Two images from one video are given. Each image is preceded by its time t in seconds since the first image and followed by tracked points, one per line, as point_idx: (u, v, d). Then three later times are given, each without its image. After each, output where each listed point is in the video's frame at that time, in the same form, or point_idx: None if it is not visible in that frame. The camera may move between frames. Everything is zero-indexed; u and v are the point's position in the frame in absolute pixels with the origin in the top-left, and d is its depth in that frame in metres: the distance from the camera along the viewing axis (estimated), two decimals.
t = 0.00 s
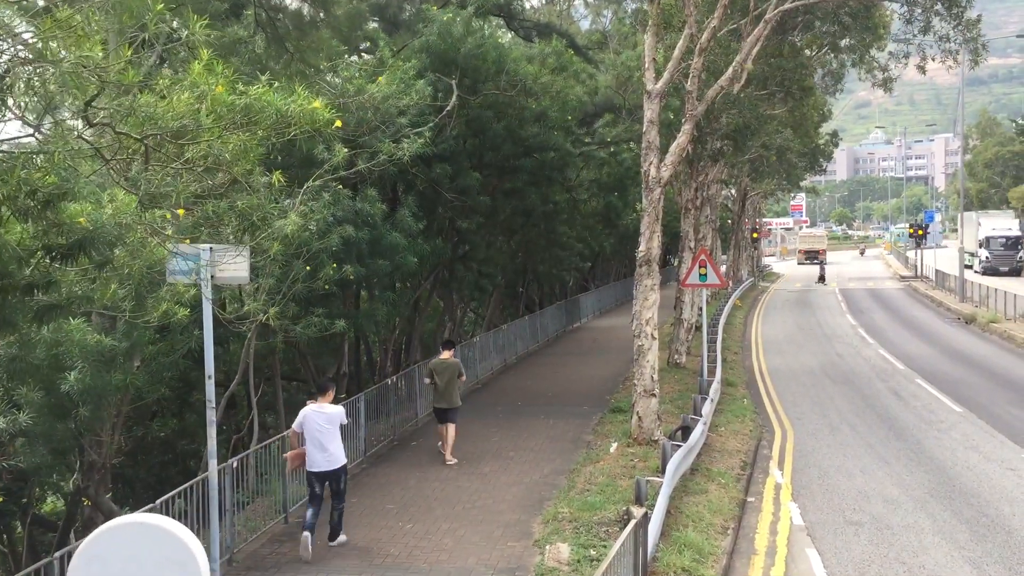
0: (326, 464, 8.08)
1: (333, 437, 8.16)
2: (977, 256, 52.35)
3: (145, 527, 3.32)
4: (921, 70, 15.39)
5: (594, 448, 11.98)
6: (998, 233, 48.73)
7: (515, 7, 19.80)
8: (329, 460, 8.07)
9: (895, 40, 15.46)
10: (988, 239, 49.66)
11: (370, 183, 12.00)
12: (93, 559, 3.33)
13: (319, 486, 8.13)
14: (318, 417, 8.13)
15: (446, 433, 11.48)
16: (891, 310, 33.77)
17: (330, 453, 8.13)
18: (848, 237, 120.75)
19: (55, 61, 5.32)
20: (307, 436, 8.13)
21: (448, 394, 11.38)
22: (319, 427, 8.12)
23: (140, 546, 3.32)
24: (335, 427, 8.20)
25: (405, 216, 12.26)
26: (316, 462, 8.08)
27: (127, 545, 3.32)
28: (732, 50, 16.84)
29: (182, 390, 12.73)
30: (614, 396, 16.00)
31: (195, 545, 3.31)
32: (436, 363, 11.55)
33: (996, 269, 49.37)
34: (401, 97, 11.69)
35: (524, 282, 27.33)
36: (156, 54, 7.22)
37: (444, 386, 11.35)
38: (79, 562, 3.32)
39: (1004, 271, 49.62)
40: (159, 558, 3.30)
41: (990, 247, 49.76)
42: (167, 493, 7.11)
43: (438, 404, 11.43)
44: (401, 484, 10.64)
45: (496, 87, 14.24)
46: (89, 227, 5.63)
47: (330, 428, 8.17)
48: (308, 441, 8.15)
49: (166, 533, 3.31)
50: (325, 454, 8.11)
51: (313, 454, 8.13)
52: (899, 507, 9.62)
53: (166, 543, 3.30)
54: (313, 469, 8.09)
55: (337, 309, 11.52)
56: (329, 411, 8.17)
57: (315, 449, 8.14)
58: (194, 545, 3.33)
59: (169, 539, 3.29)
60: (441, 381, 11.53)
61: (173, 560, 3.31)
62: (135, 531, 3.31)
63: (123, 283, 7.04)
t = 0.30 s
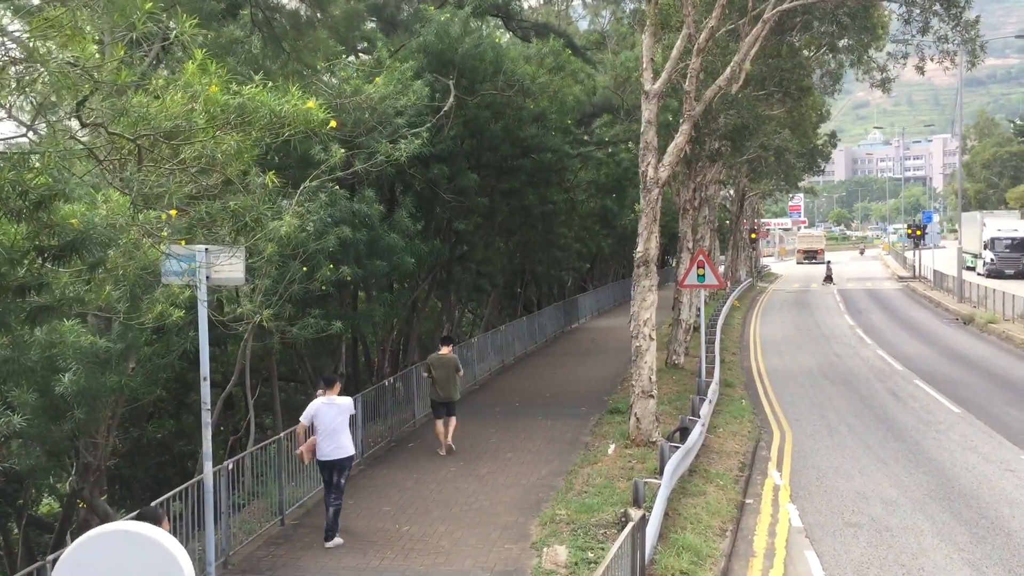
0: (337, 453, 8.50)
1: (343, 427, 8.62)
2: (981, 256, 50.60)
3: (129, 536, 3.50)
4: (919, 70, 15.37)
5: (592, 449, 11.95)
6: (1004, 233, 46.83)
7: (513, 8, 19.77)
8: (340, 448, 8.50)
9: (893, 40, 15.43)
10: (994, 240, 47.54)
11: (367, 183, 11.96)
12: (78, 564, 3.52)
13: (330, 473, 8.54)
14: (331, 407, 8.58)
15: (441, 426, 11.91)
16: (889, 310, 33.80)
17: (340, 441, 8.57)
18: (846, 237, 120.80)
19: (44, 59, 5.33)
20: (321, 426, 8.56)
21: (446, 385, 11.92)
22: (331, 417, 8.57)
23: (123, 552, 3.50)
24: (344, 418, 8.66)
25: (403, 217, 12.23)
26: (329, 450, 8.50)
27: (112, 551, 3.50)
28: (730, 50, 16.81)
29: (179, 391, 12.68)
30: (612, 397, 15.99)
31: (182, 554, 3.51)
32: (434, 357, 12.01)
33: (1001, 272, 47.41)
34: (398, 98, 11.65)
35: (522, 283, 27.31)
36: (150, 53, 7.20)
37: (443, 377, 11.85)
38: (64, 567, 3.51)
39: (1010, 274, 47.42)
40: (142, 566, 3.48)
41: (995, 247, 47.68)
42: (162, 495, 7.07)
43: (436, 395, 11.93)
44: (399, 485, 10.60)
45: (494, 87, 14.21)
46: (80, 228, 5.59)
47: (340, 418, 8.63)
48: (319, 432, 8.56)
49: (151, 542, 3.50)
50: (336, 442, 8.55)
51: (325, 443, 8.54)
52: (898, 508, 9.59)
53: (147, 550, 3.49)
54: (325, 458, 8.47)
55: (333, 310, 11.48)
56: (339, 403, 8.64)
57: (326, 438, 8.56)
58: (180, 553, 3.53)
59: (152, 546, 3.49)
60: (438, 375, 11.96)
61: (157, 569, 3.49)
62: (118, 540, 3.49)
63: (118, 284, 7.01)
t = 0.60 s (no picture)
0: (345, 445, 8.87)
1: (350, 422, 8.93)
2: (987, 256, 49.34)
3: (124, 537, 3.55)
4: (919, 69, 15.34)
5: (591, 449, 11.93)
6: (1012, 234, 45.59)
7: (512, 7, 19.76)
8: (347, 443, 8.86)
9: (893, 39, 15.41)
10: (1001, 239, 46.33)
11: (365, 183, 11.93)
12: (72, 564, 3.55)
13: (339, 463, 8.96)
14: (337, 404, 8.86)
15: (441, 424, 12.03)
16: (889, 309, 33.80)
17: (347, 435, 8.90)
18: (846, 236, 120.76)
19: (39, 59, 5.35)
20: (329, 420, 8.89)
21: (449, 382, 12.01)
22: (338, 412, 8.88)
23: (119, 552, 3.55)
24: (351, 412, 8.94)
25: (402, 217, 12.20)
26: (337, 443, 8.88)
27: (108, 551, 3.55)
28: (729, 49, 16.80)
29: (178, 391, 12.66)
30: (612, 397, 15.96)
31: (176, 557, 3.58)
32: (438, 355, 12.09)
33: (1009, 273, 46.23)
34: (397, 97, 11.62)
35: (522, 282, 27.31)
36: (147, 53, 7.19)
37: (445, 375, 11.97)
38: (57, 568, 3.54)
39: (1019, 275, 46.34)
40: (136, 566, 3.54)
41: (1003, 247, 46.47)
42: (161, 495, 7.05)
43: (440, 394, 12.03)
44: (399, 485, 10.59)
45: (493, 86, 14.20)
46: (77, 227, 5.58)
47: (346, 413, 8.92)
48: (327, 426, 8.91)
49: (147, 544, 3.57)
50: (343, 436, 8.90)
51: (332, 436, 8.91)
52: (898, 508, 9.58)
53: (143, 551, 3.55)
54: (333, 451, 8.87)
55: (332, 310, 11.45)
56: (345, 399, 8.91)
57: (334, 431, 8.91)
58: (175, 556, 3.60)
59: (147, 547, 3.55)
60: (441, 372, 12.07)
61: (151, 568, 3.56)
62: (115, 541, 3.54)
63: (116, 284, 7.00)
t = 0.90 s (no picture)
0: (351, 443, 9.00)
1: (360, 420, 9.09)
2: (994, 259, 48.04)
3: (125, 538, 3.55)
4: (919, 70, 15.35)
5: (591, 449, 11.93)
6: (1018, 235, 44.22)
7: (512, 8, 19.78)
8: (355, 440, 8.99)
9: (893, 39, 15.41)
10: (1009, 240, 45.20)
11: (365, 183, 11.93)
12: (73, 565, 3.55)
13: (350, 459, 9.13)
14: (346, 401, 9.05)
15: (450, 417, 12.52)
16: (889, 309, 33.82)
17: (356, 433, 9.06)
18: (846, 236, 120.80)
19: (39, 59, 5.38)
20: (339, 418, 9.09)
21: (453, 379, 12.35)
22: (348, 410, 9.06)
23: (120, 553, 3.55)
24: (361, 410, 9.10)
25: (401, 217, 12.20)
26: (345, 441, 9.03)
27: (109, 552, 3.55)
28: (729, 50, 16.80)
29: (178, 391, 12.67)
30: (612, 397, 15.96)
31: (176, 558, 3.57)
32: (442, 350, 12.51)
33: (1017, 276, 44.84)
34: (396, 98, 11.62)
35: (522, 282, 27.33)
36: (146, 55, 7.21)
37: (450, 370, 12.47)
38: (58, 568, 3.54)
39: None
40: (136, 567, 3.55)
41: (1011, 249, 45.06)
42: (161, 496, 7.06)
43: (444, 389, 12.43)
44: (399, 485, 10.60)
45: (494, 87, 14.22)
46: (77, 227, 5.58)
47: (356, 410, 9.09)
48: (337, 422, 9.11)
49: (147, 544, 3.57)
50: (352, 433, 9.05)
51: (342, 433, 9.08)
52: (899, 509, 9.57)
53: (143, 552, 3.55)
54: (340, 447, 9.03)
55: (332, 310, 11.45)
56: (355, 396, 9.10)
57: (343, 429, 9.07)
58: (173, 556, 3.59)
59: (146, 548, 3.55)
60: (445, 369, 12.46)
61: (152, 568, 3.56)
62: (114, 542, 3.54)
63: (116, 284, 7.00)
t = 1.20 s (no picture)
0: (366, 432, 9.58)
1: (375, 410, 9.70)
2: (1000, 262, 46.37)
3: (125, 539, 3.55)
4: (919, 71, 15.36)
5: (591, 450, 11.93)
6: None
7: (512, 8, 19.78)
8: (370, 430, 9.57)
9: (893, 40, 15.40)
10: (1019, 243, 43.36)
11: (365, 184, 11.92)
12: (73, 565, 3.56)
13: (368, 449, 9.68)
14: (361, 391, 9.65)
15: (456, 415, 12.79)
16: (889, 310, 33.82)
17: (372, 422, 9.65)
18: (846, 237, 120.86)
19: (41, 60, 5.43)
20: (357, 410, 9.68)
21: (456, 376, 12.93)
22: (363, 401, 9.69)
23: (120, 555, 3.55)
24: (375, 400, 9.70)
25: (402, 217, 12.20)
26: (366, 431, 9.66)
27: (109, 553, 3.55)
28: (729, 51, 16.80)
29: (178, 391, 12.68)
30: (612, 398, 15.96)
31: (176, 559, 3.56)
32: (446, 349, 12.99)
33: None
34: (396, 98, 11.61)
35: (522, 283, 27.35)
36: (147, 56, 7.23)
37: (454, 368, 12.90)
38: (59, 568, 3.55)
39: None
40: (135, 566, 3.54)
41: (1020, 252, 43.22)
42: (161, 496, 7.07)
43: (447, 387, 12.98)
44: (399, 486, 10.61)
45: (494, 87, 14.23)
46: (78, 227, 5.60)
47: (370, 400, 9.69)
48: (353, 413, 9.71)
49: (146, 545, 3.56)
50: (367, 423, 9.63)
51: (358, 423, 9.66)
52: (899, 509, 9.58)
53: (143, 553, 3.54)
54: (356, 437, 9.62)
55: (332, 311, 11.45)
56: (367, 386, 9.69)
57: (359, 419, 9.66)
58: (171, 555, 3.58)
59: (146, 549, 3.54)
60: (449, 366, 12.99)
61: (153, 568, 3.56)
62: (112, 541, 3.54)
63: (117, 285, 7.01)
